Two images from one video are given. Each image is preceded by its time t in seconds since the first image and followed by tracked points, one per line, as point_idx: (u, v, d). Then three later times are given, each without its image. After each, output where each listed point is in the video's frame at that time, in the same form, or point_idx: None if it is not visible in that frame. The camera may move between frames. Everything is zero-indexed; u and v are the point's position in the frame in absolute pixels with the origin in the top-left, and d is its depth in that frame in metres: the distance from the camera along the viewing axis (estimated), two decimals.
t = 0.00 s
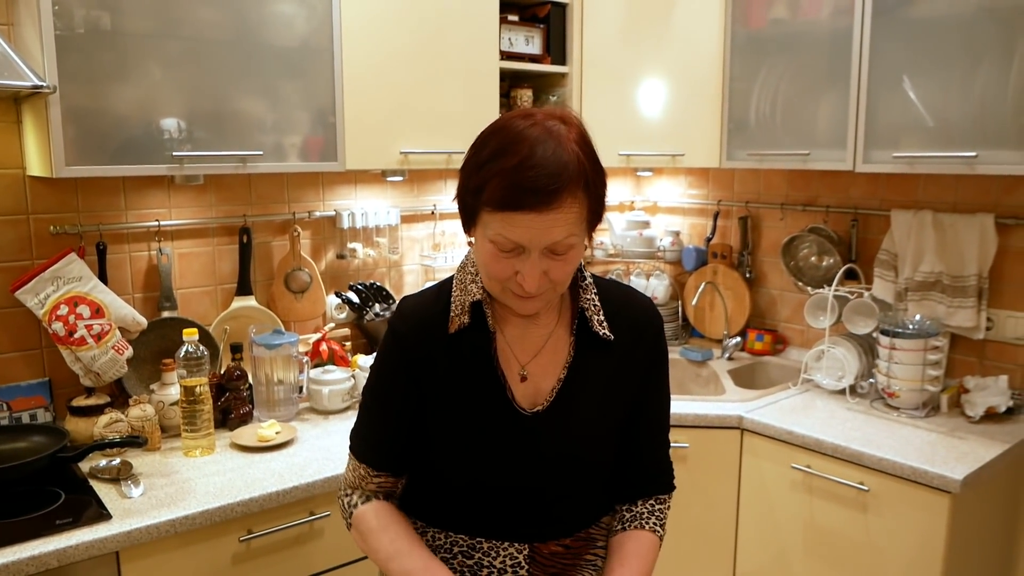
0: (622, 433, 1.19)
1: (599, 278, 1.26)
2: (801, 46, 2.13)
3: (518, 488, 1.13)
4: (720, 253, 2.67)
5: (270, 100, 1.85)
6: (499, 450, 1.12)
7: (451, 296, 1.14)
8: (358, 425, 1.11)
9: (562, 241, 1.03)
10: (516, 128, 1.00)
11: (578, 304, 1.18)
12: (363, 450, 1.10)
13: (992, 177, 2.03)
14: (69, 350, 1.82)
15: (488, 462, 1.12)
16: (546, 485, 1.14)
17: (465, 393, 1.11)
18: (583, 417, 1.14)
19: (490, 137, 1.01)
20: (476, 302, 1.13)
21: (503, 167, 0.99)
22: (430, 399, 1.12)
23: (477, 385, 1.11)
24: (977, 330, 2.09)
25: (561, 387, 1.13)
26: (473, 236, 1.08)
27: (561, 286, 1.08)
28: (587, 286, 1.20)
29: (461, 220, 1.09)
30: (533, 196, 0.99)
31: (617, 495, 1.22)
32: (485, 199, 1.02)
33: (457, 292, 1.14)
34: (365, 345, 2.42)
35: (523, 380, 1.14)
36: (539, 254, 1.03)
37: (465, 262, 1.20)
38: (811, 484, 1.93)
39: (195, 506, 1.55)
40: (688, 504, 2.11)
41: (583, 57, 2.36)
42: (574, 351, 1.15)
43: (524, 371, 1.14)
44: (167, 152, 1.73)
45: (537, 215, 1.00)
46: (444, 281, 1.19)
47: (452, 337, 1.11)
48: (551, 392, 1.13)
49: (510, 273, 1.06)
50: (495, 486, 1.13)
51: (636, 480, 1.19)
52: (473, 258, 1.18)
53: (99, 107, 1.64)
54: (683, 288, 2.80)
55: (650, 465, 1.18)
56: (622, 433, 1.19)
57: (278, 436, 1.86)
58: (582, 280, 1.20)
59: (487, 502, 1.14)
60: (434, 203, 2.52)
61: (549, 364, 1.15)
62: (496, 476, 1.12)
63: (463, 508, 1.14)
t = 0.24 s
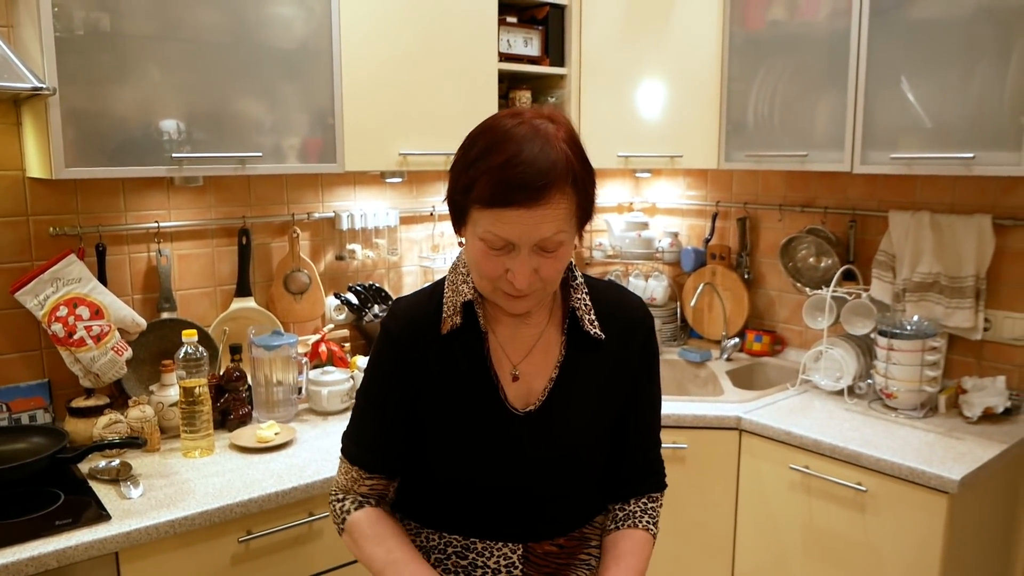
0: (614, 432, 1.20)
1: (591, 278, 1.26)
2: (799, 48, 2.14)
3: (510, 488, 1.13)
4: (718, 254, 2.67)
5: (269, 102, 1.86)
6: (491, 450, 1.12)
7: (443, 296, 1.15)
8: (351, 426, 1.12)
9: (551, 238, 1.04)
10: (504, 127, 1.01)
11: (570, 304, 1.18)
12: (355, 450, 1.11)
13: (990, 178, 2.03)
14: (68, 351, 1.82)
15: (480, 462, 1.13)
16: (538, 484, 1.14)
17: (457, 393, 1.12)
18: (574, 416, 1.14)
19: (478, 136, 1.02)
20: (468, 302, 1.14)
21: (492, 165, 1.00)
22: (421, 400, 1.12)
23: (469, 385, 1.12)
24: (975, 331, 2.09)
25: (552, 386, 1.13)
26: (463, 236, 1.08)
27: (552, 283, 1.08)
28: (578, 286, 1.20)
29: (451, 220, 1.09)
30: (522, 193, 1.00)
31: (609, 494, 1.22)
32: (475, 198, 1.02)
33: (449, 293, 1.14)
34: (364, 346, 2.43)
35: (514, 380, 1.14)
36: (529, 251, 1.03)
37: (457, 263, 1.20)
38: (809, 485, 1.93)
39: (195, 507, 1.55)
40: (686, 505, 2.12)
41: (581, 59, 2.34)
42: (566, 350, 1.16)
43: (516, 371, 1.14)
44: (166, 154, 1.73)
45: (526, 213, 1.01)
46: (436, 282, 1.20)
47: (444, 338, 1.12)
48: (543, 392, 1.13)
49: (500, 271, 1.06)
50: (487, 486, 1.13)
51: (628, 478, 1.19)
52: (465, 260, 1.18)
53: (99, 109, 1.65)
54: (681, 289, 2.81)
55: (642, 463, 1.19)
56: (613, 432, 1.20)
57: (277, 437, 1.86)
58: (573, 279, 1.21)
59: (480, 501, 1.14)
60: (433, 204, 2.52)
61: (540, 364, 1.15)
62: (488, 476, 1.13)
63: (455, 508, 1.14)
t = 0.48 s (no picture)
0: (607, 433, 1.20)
1: (586, 279, 1.27)
2: (797, 48, 2.14)
3: (503, 489, 1.14)
4: (717, 254, 2.67)
5: (268, 103, 1.86)
6: (484, 451, 1.12)
7: (436, 295, 1.15)
8: (343, 424, 1.12)
9: (545, 219, 1.03)
10: (495, 112, 1.04)
11: (563, 305, 1.19)
12: (347, 448, 1.11)
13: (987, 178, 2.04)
14: (68, 352, 1.83)
15: (473, 463, 1.13)
16: (530, 486, 1.14)
17: (449, 393, 1.12)
18: (568, 418, 1.14)
19: (471, 124, 1.04)
20: (461, 302, 1.14)
21: (484, 145, 1.02)
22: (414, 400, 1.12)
23: (462, 385, 1.12)
24: (973, 331, 2.10)
25: (545, 388, 1.14)
26: (457, 227, 1.08)
27: (547, 272, 1.07)
28: (572, 287, 1.21)
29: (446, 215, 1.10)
30: (514, 169, 1.00)
31: (602, 494, 1.23)
32: (468, 180, 1.03)
33: (443, 293, 1.15)
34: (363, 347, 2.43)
35: (507, 381, 1.14)
36: (522, 232, 1.03)
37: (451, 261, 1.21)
38: (807, 484, 1.93)
39: (194, 507, 1.56)
40: (685, 505, 2.12)
41: (579, 60, 2.34)
42: (559, 352, 1.16)
43: (508, 372, 1.15)
44: (165, 155, 1.73)
45: (519, 190, 1.01)
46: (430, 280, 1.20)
47: (437, 337, 1.12)
48: (536, 393, 1.14)
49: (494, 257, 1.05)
50: (480, 487, 1.13)
51: (622, 479, 1.20)
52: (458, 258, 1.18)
53: (98, 110, 1.65)
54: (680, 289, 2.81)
55: (636, 464, 1.20)
56: (606, 433, 1.20)
57: (277, 437, 1.87)
58: (567, 280, 1.21)
59: (472, 502, 1.14)
60: (432, 205, 2.52)
61: (533, 365, 1.15)
62: (480, 478, 1.13)
63: (447, 509, 1.15)
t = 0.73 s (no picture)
0: (596, 433, 1.20)
1: (578, 279, 1.27)
2: (796, 49, 2.14)
3: (490, 489, 1.13)
4: (717, 255, 2.67)
5: (268, 104, 1.87)
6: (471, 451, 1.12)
7: (425, 293, 1.16)
8: (332, 419, 1.14)
9: (522, 205, 1.03)
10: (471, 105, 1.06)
11: (551, 304, 1.19)
12: (335, 443, 1.12)
13: (986, 178, 2.04)
14: (69, 352, 1.83)
15: (460, 462, 1.12)
16: (518, 486, 1.14)
17: (437, 391, 1.13)
18: (556, 418, 1.14)
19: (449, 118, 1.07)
20: (449, 300, 1.15)
21: (459, 134, 1.03)
22: (402, 398, 1.13)
23: (449, 383, 1.13)
24: (972, 331, 2.10)
25: (531, 386, 1.14)
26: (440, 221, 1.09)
27: (529, 260, 1.06)
28: (561, 286, 1.21)
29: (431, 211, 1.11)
30: (488, 154, 1.01)
31: (592, 493, 1.23)
32: (446, 171, 1.04)
33: (431, 290, 1.16)
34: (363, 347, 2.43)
35: (493, 379, 1.15)
36: (500, 219, 1.03)
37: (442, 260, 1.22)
38: (807, 484, 1.94)
39: (195, 507, 1.56)
40: (685, 505, 2.12)
41: (579, 62, 2.36)
42: (547, 351, 1.16)
43: (495, 370, 1.15)
44: (166, 157, 1.74)
45: (493, 175, 1.02)
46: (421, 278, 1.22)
47: (425, 334, 1.13)
48: (522, 391, 1.14)
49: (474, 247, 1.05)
50: (468, 487, 1.13)
51: (612, 478, 1.21)
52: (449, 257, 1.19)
53: (99, 112, 1.66)
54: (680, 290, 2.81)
55: (626, 464, 1.20)
56: (596, 433, 1.20)
57: (278, 438, 1.87)
58: (557, 279, 1.22)
59: (459, 501, 1.14)
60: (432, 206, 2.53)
61: (519, 363, 1.16)
62: (467, 477, 1.13)
63: (434, 507, 1.15)
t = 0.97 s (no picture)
0: (584, 433, 1.20)
1: (567, 279, 1.27)
2: (797, 50, 2.15)
3: (477, 489, 1.14)
4: (718, 256, 2.69)
5: (269, 106, 1.87)
6: (458, 451, 1.13)
7: (413, 295, 1.17)
8: (320, 419, 1.14)
9: (520, 228, 1.04)
10: (471, 119, 1.03)
11: (538, 305, 1.20)
12: (323, 443, 1.13)
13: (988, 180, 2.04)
14: (72, 354, 1.84)
15: (447, 462, 1.13)
16: (505, 487, 1.14)
17: (424, 392, 1.13)
18: (543, 418, 1.14)
19: (445, 129, 1.04)
20: (436, 301, 1.15)
21: (458, 154, 1.02)
22: (389, 399, 1.13)
23: (436, 384, 1.13)
24: (974, 332, 2.10)
25: (517, 387, 1.14)
26: (433, 232, 1.09)
27: (522, 277, 1.09)
28: (549, 287, 1.21)
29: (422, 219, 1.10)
30: (489, 179, 1.01)
31: (582, 493, 1.23)
32: (443, 188, 1.04)
33: (418, 292, 1.16)
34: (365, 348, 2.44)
35: (479, 380, 1.15)
36: (498, 241, 1.04)
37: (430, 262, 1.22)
38: (809, 486, 1.94)
39: (198, 508, 1.57)
40: (686, 506, 2.12)
41: (580, 66, 2.35)
42: (534, 352, 1.17)
43: (481, 372, 1.16)
44: (168, 159, 1.74)
45: (493, 200, 1.02)
46: (410, 280, 1.22)
47: (412, 335, 1.14)
48: (508, 392, 1.14)
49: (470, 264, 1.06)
50: (455, 487, 1.14)
51: (601, 478, 1.20)
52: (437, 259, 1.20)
53: (101, 114, 1.66)
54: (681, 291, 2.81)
55: (615, 465, 1.19)
56: (583, 433, 1.20)
57: (279, 439, 1.87)
58: (545, 280, 1.22)
59: (447, 502, 1.15)
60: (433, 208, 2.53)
61: (506, 364, 1.16)
62: (454, 477, 1.13)
63: (423, 508, 1.16)
